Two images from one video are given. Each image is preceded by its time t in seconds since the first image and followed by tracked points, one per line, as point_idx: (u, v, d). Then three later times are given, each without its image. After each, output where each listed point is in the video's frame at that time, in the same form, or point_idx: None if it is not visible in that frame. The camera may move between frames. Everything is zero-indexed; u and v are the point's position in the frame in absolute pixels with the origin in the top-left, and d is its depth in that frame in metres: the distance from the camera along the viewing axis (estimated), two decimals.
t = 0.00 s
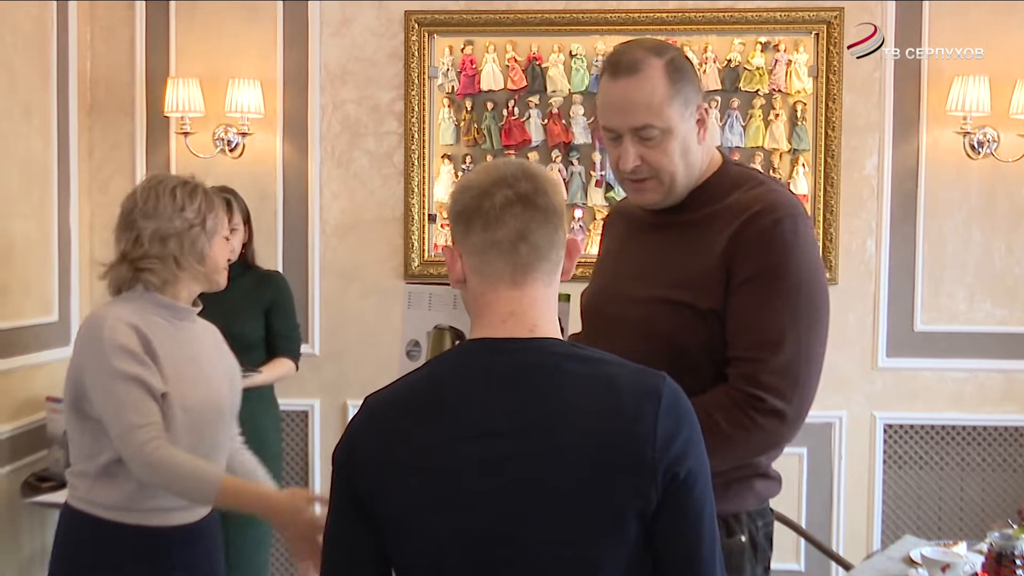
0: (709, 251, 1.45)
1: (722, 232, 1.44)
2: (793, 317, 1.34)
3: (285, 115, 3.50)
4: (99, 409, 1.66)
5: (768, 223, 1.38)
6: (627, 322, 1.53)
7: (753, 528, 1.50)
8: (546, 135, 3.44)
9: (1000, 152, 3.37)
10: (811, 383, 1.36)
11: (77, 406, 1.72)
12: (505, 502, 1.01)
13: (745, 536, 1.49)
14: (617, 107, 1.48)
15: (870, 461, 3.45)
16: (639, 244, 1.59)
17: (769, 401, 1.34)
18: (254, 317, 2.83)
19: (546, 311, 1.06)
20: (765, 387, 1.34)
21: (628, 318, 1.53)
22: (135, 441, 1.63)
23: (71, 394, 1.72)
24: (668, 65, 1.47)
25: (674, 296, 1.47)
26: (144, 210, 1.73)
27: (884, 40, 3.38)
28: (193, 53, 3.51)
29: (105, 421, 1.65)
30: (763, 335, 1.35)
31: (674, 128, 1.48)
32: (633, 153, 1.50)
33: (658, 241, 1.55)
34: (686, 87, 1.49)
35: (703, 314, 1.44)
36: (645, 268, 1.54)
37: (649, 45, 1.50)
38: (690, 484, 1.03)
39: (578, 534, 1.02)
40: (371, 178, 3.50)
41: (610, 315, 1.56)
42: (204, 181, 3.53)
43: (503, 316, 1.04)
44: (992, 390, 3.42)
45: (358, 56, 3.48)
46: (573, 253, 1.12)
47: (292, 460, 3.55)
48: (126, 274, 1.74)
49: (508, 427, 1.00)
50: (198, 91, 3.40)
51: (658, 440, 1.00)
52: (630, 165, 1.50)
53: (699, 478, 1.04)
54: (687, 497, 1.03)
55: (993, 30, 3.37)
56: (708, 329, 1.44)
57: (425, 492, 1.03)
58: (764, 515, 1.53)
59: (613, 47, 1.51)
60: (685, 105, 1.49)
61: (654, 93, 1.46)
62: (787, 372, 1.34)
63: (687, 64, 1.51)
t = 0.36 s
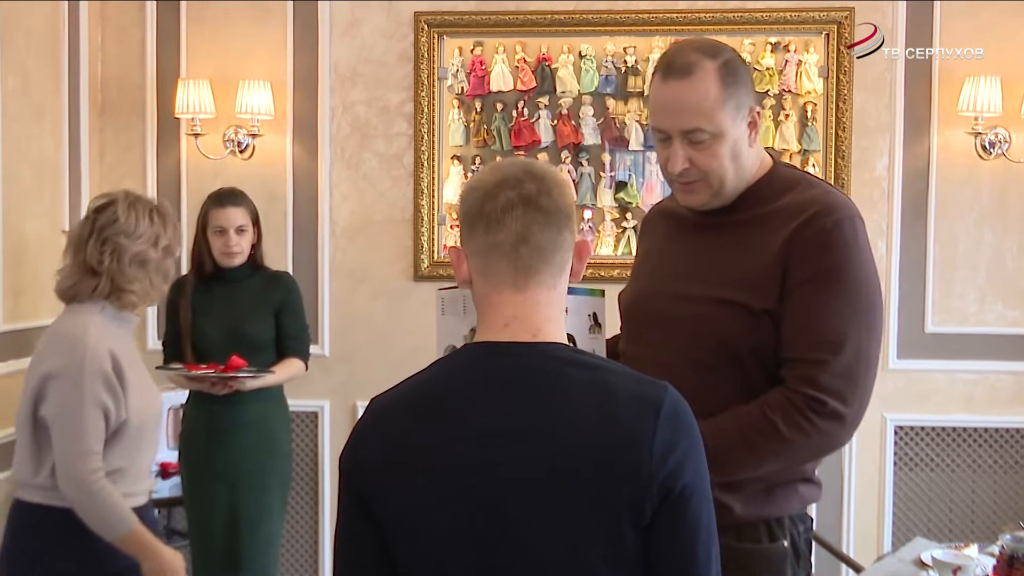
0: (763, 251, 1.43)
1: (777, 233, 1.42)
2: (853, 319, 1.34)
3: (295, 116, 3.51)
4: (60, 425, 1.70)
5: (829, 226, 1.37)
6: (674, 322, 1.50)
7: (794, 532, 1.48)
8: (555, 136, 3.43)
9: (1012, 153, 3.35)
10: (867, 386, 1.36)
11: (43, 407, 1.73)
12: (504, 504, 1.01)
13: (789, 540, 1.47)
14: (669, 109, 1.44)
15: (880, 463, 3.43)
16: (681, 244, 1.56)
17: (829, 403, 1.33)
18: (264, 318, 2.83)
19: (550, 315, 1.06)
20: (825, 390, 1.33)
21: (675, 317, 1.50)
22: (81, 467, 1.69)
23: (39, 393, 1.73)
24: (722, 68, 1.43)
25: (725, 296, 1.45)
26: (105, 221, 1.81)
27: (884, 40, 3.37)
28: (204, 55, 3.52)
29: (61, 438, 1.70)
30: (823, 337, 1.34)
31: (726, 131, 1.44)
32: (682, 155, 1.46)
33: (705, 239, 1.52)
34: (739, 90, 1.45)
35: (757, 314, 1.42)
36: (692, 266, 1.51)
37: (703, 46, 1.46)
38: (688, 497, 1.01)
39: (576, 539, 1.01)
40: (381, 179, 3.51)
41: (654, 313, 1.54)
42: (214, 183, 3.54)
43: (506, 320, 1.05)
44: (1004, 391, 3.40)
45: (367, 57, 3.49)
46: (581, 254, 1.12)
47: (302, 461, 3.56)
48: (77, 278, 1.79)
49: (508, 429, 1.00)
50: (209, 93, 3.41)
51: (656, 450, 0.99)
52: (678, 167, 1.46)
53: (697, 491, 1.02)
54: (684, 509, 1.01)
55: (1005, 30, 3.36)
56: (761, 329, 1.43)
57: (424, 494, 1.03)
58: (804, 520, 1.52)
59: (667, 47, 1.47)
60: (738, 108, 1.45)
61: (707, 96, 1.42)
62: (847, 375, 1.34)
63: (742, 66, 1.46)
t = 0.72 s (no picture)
0: (796, 254, 1.42)
1: (810, 235, 1.41)
2: (890, 323, 1.33)
3: (303, 118, 3.51)
4: (45, 397, 1.77)
5: (863, 230, 1.35)
6: (704, 322, 1.49)
7: (821, 535, 1.47)
8: (563, 138, 3.44)
9: (1021, 154, 3.34)
10: (907, 391, 1.35)
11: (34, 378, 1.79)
12: (503, 507, 1.01)
13: (815, 543, 1.46)
14: (710, 97, 1.44)
15: (888, 465, 3.42)
16: (710, 243, 1.54)
17: (868, 409, 1.32)
18: (272, 320, 2.84)
19: (551, 318, 1.06)
20: (865, 396, 1.32)
21: (702, 318, 1.49)
22: (58, 436, 1.76)
23: (25, 370, 1.79)
24: (766, 61, 1.43)
25: (757, 298, 1.44)
26: (88, 214, 1.87)
27: (884, 40, 3.36)
28: (212, 57, 3.53)
29: (47, 408, 1.77)
30: (860, 342, 1.32)
31: (767, 124, 1.44)
32: (721, 144, 1.45)
33: (735, 241, 1.51)
34: (778, 85, 1.45)
35: (790, 318, 1.41)
36: (723, 267, 1.50)
37: (744, 40, 1.47)
38: (687, 503, 1.00)
39: (574, 544, 1.00)
40: (388, 181, 3.51)
41: (683, 315, 1.52)
42: (222, 184, 3.55)
43: (507, 323, 1.05)
44: (1013, 393, 3.39)
45: (375, 59, 3.49)
46: (584, 255, 1.11)
47: (309, 462, 3.57)
48: (60, 267, 1.84)
49: (506, 432, 1.00)
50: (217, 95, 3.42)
51: (654, 455, 0.98)
52: (715, 157, 1.45)
53: (696, 496, 1.01)
54: (683, 517, 1.00)
55: (1013, 31, 3.34)
56: (794, 333, 1.41)
57: (423, 495, 1.04)
58: (830, 524, 1.51)
59: (709, 41, 1.48)
60: (778, 102, 1.45)
61: (749, 86, 1.42)
62: (886, 380, 1.33)
63: (785, 62, 1.47)
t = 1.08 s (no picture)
0: (805, 254, 1.41)
1: (823, 235, 1.40)
2: (906, 323, 1.32)
3: (307, 119, 3.52)
4: (68, 380, 2.09)
5: (874, 232, 1.35)
6: (714, 323, 1.49)
7: (831, 535, 1.46)
8: (567, 138, 3.43)
9: None
10: (920, 391, 1.35)
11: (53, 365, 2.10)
12: (505, 509, 1.01)
13: (826, 544, 1.45)
14: (721, 97, 1.44)
15: (893, 465, 3.42)
16: (718, 243, 1.55)
17: (887, 410, 1.32)
18: (277, 320, 2.84)
19: (558, 319, 1.06)
20: (883, 397, 1.32)
21: (711, 317, 1.49)
22: (83, 411, 2.09)
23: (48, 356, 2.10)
24: (776, 62, 1.43)
25: (769, 299, 1.43)
26: (93, 220, 2.17)
27: (884, 40, 3.35)
28: (217, 57, 3.54)
29: (68, 390, 2.09)
30: (876, 342, 1.32)
31: (776, 125, 1.44)
32: (731, 145, 1.45)
33: (744, 240, 1.50)
34: (787, 86, 1.44)
35: (801, 318, 1.40)
36: (732, 266, 1.50)
37: (753, 40, 1.46)
38: (687, 508, 0.99)
39: (574, 546, 1.00)
40: (393, 181, 3.51)
41: (694, 315, 1.52)
42: (227, 185, 3.56)
43: (512, 324, 1.06)
44: (1018, 393, 3.38)
45: (380, 59, 3.50)
46: (597, 258, 1.09)
47: (314, 462, 3.57)
48: (72, 267, 2.16)
49: (507, 433, 1.00)
50: (221, 95, 3.42)
51: (654, 459, 0.98)
52: (726, 159, 1.45)
53: (698, 500, 1.00)
54: (682, 522, 0.99)
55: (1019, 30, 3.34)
56: (807, 334, 1.40)
57: (429, 494, 1.04)
58: (840, 525, 1.50)
59: (718, 41, 1.47)
60: (788, 102, 1.44)
61: (760, 86, 1.41)
62: (903, 380, 1.32)
63: (794, 62, 1.46)
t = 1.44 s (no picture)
0: (796, 254, 1.42)
1: (813, 237, 1.41)
2: (896, 323, 1.33)
3: (299, 119, 3.51)
4: (81, 379, 2.21)
5: (866, 235, 1.35)
6: (706, 322, 1.50)
7: (821, 534, 1.47)
8: (559, 138, 3.43)
9: (1016, 154, 3.35)
10: (909, 391, 1.35)
11: (62, 365, 2.18)
12: (496, 508, 1.01)
13: (816, 542, 1.46)
14: (714, 99, 1.44)
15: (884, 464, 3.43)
16: (710, 243, 1.55)
17: (879, 413, 1.33)
18: (269, 320, 2.83)
19: (549, 319, 1.06)
20: (875, 399, 1.32)
21: (702, 317, 1.50)
22: (97, 406, 2.24)
23: (63, 358, 2.18)
24: (768, 63, 1.43)
25: (761, 299, 1.44)
26: (65, 219, 2.25)
27: (884, 40, 3.36)
28: (209, 57, 3.53)
29: (81, 388, 2.21)
30: (865, 342, 1.33)
31: (770, 126, 1.44)
32: (724, 147, 1.45)
33: (736, 240, 1.51)
34: (780, 86, 1.44)
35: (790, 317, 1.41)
36: (723, 266, 1.51)
37: (745, 41, 1.46)
38: (677, 508, 0.99)
39: (564, 546, 1.00)
40: (385, 181, 3.51)
41: (685, 315, 1.53)
42: (218, 185, 3.55)
43: (505, 322, 1.06)
44: (1008, 392, 3.40)
45: (372, 59, 3.49)
46: (594, 258, 1.09)
47: (306, 462, 3.57)
48: (44, 263, 2.22)
49: (500, 431, 1.00)
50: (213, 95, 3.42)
51: (644, 458, 0.98)
52: (720, 160, 1.45)
53: (688, 501, 1.00)
54: (672, 522, 0.99)
55: (1009, 30, 3.35)
56: (800, 335, 1.41)
57: (423, 492, 1.04)
58: (830, 523, 1.51)
59: (711, 41, 1.48)
60: (781, 104, 1.45)
61: (753, 88, 1.42)
62: (893, 382, 1.33)
63: (787, 64, 1.46)
